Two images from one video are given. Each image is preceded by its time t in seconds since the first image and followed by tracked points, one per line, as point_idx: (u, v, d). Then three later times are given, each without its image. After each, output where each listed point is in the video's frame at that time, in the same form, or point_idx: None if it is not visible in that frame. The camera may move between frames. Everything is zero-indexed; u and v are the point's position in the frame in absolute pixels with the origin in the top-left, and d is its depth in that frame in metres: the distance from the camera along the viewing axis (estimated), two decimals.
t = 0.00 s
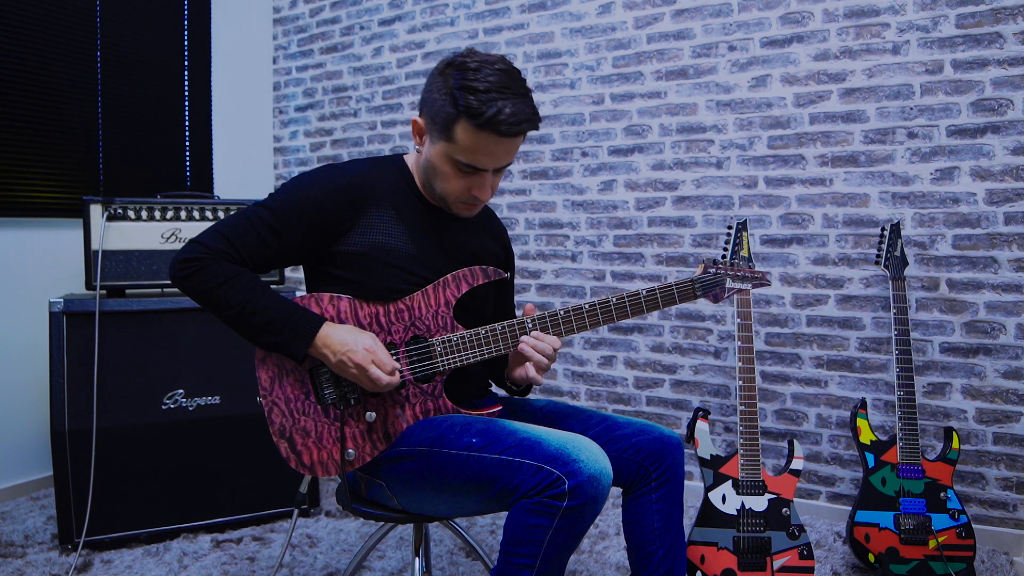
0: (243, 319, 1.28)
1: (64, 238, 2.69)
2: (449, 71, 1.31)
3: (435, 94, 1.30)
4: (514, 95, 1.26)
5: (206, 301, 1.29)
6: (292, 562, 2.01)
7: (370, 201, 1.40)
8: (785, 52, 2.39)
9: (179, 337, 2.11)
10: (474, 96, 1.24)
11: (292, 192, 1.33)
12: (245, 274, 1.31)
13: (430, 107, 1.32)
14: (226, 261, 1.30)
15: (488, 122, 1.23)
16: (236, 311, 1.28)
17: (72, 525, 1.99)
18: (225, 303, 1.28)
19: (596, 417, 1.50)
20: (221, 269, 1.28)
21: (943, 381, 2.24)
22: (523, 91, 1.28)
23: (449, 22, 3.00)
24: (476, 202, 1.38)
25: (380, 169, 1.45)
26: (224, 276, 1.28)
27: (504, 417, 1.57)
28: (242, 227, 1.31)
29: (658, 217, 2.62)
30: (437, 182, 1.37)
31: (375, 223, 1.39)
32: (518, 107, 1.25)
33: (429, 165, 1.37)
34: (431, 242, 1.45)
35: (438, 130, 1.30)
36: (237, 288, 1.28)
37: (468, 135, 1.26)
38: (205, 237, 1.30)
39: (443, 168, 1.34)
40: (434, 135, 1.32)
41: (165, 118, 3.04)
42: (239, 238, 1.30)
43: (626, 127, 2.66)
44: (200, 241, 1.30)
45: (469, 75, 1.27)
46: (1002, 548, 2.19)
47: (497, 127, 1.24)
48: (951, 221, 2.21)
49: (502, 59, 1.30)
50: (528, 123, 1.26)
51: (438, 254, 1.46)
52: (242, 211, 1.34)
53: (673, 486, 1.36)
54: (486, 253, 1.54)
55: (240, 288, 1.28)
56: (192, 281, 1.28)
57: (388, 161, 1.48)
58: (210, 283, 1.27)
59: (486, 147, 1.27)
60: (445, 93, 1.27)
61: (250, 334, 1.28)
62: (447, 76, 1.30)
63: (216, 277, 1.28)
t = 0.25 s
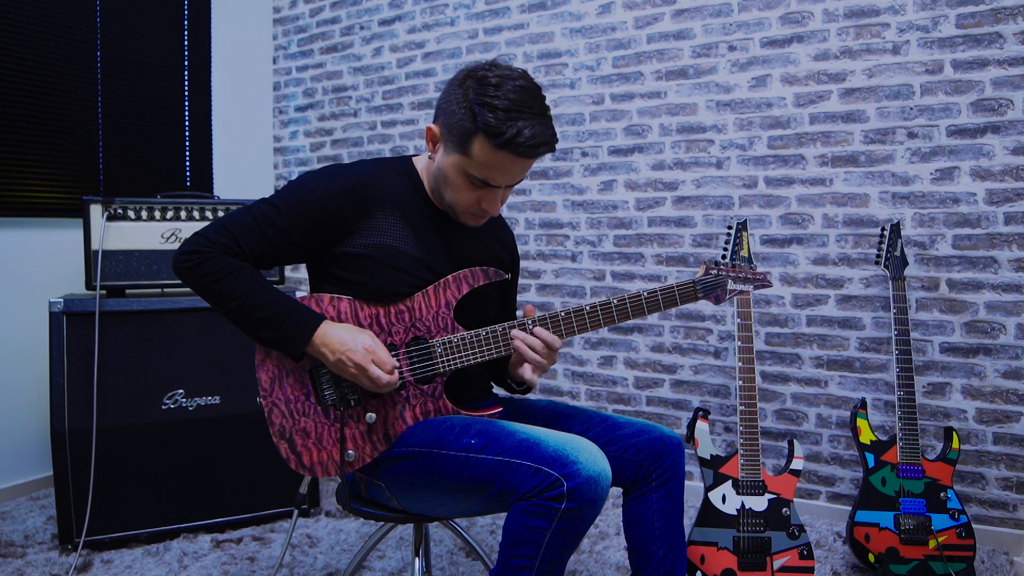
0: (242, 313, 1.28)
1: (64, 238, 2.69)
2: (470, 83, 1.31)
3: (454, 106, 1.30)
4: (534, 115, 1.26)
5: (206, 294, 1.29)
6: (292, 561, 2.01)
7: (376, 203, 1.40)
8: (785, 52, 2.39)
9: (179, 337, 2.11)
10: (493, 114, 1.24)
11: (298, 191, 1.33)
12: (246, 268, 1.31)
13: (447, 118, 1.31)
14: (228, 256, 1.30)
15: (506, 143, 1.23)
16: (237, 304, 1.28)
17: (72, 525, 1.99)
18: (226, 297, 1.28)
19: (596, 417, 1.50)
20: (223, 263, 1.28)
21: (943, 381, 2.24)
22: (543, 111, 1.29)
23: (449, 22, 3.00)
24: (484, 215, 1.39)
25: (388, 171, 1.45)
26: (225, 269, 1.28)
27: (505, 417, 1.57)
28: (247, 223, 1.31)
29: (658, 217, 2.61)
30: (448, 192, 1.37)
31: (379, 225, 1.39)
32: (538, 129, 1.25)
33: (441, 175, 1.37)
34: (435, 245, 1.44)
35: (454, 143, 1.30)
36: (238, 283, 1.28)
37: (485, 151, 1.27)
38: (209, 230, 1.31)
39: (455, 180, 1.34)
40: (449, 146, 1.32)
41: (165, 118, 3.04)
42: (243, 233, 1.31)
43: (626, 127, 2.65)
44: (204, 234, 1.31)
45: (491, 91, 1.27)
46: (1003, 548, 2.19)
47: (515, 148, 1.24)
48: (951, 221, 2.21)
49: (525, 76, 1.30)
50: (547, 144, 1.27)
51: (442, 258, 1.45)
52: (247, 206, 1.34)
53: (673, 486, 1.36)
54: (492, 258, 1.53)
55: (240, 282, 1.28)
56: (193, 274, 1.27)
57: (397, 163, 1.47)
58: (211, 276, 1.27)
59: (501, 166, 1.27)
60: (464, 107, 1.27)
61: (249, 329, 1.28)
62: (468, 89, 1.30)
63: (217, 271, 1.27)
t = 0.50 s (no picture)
0: (244, 314, 1.28)
1: (65, 239, 2.69)
2: (465, 87, 1.31)
3: (449, 110, 1.30)
4: (523, 122, 1.26)
5: (208, 295, 1.29)
6: (292, 562, 2.01)
7: (379, 203, 1.40)
8: (785, 52, 2.39)
9: (180, 336, 2.11)
10: (482, 119, 1.24)
11: (302, 191, 1.34)
12: (248, 268, 1.31)
13: (442, 121, 1.32)
14: (231, 256, 1.30)
15: (489, 148, 1.23)
16: (238, 304, 1.28)
17: (72, 525, 1.99)
18: (227, 296, 1.28)
19: (596, 417, 1.50)
20: (225, 264, 1.28)
21: (943, 381, 2.24)
22: (536, 120, 1.28)
23: (449, 22, 3.00)
24: (473, 220, 1.39)
25: (393, 172, 1.44)
26: (227, 270, 1.28)
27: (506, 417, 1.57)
28: (250, 222, 1.32)
29: (658, 217, 2.62)
30: (441, 194, 1.38)
31: (383, 227, 1.39)
32: (525, 136, 1.24)
33: (436, 177, 1.38)
34: (437, 249, 1.44)
35: (446, 145, 1.30)
36: (240, 282, 1.28)
37: (471, 157, 1.26)
38: (212, 229, 1.31)
39: (447, 184, 1.34)
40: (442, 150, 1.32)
41: (164, 118, 3.04)
42: (245, 232, 1.31)
43: (626, 127, 2.66)
44: (207, 233, 1.31)
45: (482, 97, 1.27)
46: (1002, 548, 2.19)
47: (499, 154, 1.24)
48: (951, 221, 2.21)
49: (522, 83, 1.29)
50: (534, 152, 1.26)
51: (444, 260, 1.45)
52: (250, 205, 1.35)
53: (673, 486, 1.36)
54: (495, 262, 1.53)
55: (242, 283, 1.28)
56: (195, 275, 1.28)
57: (402, 164, 1.47)
58: (213, 277, 1.27)
59: (487, 171, 1.27)
60: (456, 110, 1.27)
61: (251, 329, 1.28)
62: (462, 93, 1.30)
63: (219, 271, 1.27)
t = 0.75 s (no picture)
0: (246, 311, 1.27)
1: (65, 239, 2.69)
2: (488, 95, 1.32)
3: (464, 112, 1.31)
4: (528, 141, 1.25)
5: (209, 290, 1.28)
6: (292, 562, 2.01)
7: (380, 202, 1.40)
8: (785, 51, 2.39)
9: (179, 336, 2.11)
10: (490, 125, 1.25)
11: (304, 191, 1.33)
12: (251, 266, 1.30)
13: (456, 122, 1.33)
14: (233, 252, 1.29)
15: (486, 152, 1.23)
16: (241, 303, 1.27)
17: (72, 525, 1.99)
18: (231, 295, 1.27)
19: (596, 417, 1.50)
20: (227, 260, 1.28)
21: (943, 381, 2.24)
22: (542, 144, 1.28)
23: (449, 22, 3.00)
24: (458, 224, 1.38)
25: (394, 172, 1.45)
26: (229, 266, 1.27)
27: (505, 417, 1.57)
28: (254, 220, 1.31)
29: (658, 217, 2.62)
30: (437, 192, 1.38)
31: (383, 226, 1.40)
32: (524, 155, 1.24)
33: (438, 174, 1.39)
34: (436, 249, 1.44)
35: (453, 143, 1.32)
36: (244, 281, 1.27)
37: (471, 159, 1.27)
38: (215, 227, 1.30)
39: (444, 182, 1.34)
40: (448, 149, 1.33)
41: (164, 118, 3.04)
42: (249, 231, 1.30)
43: (626, 127, 2.66)
44: (211, 231, 1.30)
45: (498, 106, 1.27)
46: (1002, 548, 2.19)
47: (492, 161, 1.24)
48: (951, 221, 2.21)
49: (542, 105, 1.29)
50: (527, 174, 1.26)
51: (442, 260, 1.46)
52: (254, 204, 1.34)
53: (673, 485, 1.36)
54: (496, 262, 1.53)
55: (244, 279, 1.27)
56: (198, 270, 1.27)
57: (405, 165, 1.47)
58: (214, 272, 1.27)
59: (478, 176, 1.27)
60: (470, 111, 1.29)
61: (250, 325, 1.27)
62: (481, 99, 1.31)
63: (221, 267, 1.27)
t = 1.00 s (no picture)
0: (272, 329, 1.24)
1: (65, 239, 2.69)
2: (487, 91, 1.32)
3: (463, 107, 1.31)
4: (524, 136, 1.26)
5: (233, 319, 1.26)
6: (292, 562, 2.01)
7: (384, 201, 1.40)
8: (785, 52, 2.39)
9: (180, 336, 2.11)
10: (486, 119, 1.26)
11: (310, 197, 1.34)
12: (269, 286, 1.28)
13: (454, 118, 1.33)
14: (252, 277, 1.28)
15: (481, 146, 1.24)
16: (265, 323, 1.24)
17: (72, 525, 1.99)
18: (253, 316, 1.25)
19: (596, 417, 1.50)
20: (246, 284, 1.27)
21: (943, 381, 2.24)
22: (538, 140, 1.28)
23: (449, 22, 3.00)
24: (452, 219, 1.38)
25: (397, 170, 1.45)
26: (249, 289, 1.26)
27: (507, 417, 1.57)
28: (264, 240, 1.31)
29: (657, 217, 2.62)
30: (433, 187, 1.38)
31: (388, 224, 1.39)
32: (519, 150, 1.25)
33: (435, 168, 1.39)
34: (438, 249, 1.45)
35: (450, 138, 1.32)
36: (264, 298, 1.26)
37: (467, 153, 1.27)
38: (229, 257, 1.30)
39: (440, 177, 1.35)
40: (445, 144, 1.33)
41: (165, 118, 3.04)
42: (262, 249, 1.30)
43: (626, 127, 2.65)
44: (225, 262, 1.29)
45: (497, 101, 1.28)
46: (1002, 549, 2.19)
47: (487, 155, 1.24)
48: (951, 221, 2.21)
49: (540, 103, 1.30)
50: (522, 169, 1.26)
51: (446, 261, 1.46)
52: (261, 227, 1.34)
53: (673, 485, 1.36)
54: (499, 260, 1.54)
55: (266, 297, 1.26)
56: (220, 301, 1.26)
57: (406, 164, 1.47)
58: (235, 299, 1.26)
59: (473, 170, 1.27)
60: (467, 106, 1.29)
61: (279, 344, 1.26)
62: (479, 94, 1.31)
63: (241, 291, 1.26)
